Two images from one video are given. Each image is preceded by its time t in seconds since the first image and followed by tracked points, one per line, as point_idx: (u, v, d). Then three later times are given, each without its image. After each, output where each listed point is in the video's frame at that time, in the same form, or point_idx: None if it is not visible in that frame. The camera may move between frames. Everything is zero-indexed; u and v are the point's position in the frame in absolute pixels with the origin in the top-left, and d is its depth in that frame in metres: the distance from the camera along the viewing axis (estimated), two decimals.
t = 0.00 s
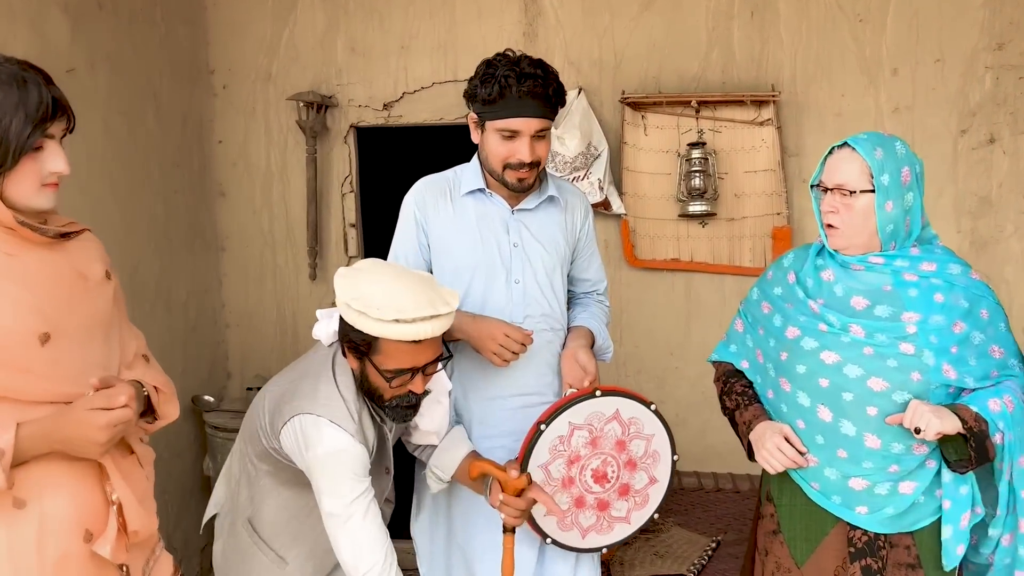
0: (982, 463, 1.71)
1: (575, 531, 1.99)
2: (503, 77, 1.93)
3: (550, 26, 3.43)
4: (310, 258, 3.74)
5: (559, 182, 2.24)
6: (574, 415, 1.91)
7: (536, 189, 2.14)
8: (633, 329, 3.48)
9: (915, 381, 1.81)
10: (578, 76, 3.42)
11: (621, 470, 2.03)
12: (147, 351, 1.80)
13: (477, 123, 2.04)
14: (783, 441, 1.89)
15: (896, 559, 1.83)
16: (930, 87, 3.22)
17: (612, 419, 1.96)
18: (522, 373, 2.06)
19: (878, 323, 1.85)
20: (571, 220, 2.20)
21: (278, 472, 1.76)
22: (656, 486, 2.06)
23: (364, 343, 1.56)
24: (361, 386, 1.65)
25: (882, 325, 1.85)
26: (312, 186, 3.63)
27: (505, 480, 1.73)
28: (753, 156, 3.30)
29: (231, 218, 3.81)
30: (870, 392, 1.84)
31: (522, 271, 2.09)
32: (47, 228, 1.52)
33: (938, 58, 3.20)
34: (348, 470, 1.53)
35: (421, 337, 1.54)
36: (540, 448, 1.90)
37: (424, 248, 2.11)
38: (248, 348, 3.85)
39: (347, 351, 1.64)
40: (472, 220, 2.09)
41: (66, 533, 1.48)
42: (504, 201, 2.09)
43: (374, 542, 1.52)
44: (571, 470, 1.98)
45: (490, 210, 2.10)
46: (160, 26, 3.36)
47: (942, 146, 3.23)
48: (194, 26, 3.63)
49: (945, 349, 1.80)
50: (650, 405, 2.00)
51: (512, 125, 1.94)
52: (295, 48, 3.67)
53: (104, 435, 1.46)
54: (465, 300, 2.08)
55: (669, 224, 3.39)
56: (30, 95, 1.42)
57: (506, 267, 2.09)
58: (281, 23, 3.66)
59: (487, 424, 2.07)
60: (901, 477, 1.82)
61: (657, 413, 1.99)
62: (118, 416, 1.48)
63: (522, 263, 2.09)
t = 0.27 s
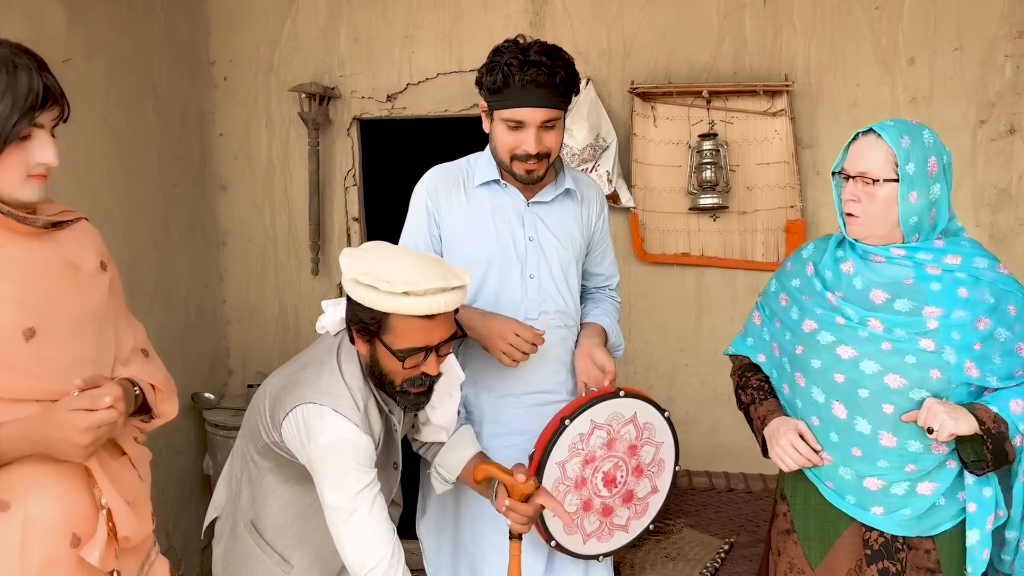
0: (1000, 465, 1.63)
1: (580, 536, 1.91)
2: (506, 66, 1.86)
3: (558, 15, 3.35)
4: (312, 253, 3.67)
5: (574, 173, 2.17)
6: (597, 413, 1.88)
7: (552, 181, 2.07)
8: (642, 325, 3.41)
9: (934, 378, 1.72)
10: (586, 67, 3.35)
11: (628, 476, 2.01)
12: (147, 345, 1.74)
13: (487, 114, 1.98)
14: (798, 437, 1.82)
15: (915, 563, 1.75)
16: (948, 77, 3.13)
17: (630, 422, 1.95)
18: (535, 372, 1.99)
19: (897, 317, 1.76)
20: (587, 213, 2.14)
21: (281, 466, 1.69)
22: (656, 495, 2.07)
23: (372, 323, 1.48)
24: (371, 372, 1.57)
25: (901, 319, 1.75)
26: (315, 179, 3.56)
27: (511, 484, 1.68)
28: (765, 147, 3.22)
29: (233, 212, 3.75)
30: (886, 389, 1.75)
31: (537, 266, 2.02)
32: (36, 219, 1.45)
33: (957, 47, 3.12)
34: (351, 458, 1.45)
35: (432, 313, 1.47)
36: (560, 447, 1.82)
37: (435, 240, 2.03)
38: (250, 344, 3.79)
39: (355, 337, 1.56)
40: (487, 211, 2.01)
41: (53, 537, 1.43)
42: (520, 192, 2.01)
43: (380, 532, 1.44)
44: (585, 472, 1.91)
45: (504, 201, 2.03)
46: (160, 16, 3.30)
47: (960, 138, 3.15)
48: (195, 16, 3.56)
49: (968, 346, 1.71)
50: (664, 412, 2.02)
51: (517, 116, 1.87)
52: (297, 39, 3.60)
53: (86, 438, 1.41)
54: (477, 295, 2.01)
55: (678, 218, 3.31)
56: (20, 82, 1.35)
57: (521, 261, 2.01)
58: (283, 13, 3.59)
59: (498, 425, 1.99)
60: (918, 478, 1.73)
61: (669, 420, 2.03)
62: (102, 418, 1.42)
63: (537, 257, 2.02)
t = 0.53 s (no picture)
0: None
1: (575, 537, 1.83)
2: (525, 55, 1.79)
3: (564, 6, 3.27)
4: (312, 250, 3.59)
5: (597, 168, 2.09)
6: (610, 414, 1.79)
7: (575, 177, 1.99)
8: (650, 324, 3.32)
9: (956, 381, 1.61)
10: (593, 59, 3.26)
11: (633, 482, 1.91)
12: (138, 343, 1.66)
13: (506, 106, 1.91)
14: (812, 439, 1.70)
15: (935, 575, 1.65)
16: (967, 68, 3.04)
17: (642, 427, 1.86)
18: (552, 375, 1.92)
19: (917, 316, 1.65)
20: (609, 210, 2.06)
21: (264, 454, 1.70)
22: (658, 506, 1.97)
23: (368, 288, 1.50)
24: (366, 342, 1.57)
25: (921, 318, 1.64)
26: (315, 175, 3.48)
27: (500, 484, 1.63)
28: (777, 141, 3.14)
29: (231, 208, 3.67)
30: (905, 391, 1.64)
31: (557, 265, 1.94)
32: (15, 211, 1.39)
33: (975, 38, 3.02)
34: (328, 431, 1.45)
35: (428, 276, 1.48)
36: (569, 444, 1.75)
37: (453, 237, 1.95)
38: (249, 343, 3.71)
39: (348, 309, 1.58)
40: (506, 207, 1.93)
41: (35, 549, 1.40)
42: (540, 188, 1.94)
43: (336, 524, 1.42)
44: (591, 474, 1.83)
45: (524, 196, 1.95)
46: (156, 8, 3.22)
47: (979, 131, 3.05)
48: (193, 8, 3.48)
49: (993, 348, 1.60)
50: (678, 420, 1.94)
51: (536, 107, 1.79)
52: (297, 32, 3.52)
53: (64, 450, 1.36)
54: (493, 295, 1.93)
55: (688, 214, 3.22)
56: None
57: (540, 260, 1.93)
58: (283, 5, 3.52)
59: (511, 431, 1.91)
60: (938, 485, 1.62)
61: (683, 429, 1.94)
62: (82, 429, 1.37)
63: (557, 256, 1.94)
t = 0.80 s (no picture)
0: None
1: (590, 545, 1.76)
2: (537, 48, 1.73)
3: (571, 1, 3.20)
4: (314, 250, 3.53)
5: (608, 164, 2.02)
6: (616, 411, 1.73)
7: (586, 173, 1.92)
8: (658, 326, 3.25)
9: (980, 385, 1.53)
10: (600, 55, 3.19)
11: (650, 485, 1.83)
12: (130, 345, 1.60)
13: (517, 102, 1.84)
14: (828, 446, 1.62)
15: None
16: (983, 64, 2.96)
17: (653, 426, 1.78)
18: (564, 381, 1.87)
19: (939, 317, 1.57)
20: (621, 208, 1.99)
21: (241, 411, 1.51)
22: (680, 510, 1.87)
23: (315, 185, 1.48)
24: (323, 255, 1.52)
25: (943, 319, 1.56)
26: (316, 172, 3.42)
27: (494, 484, 1.49)
28: (788, 138, 3.07)
29: (232, 208, 3.61)
30: (926, 396, 1.56)
31: (569, 265, 1.87)
32: None
33: (993, 32, 2.95)
34: (287, 346, 1.36)
35: (375, 163, 1.49)
36: (573, 442, 1.69)
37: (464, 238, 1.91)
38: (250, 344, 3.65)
39: (300, 220, 1.55)
40: (517, 207, 1.87)
41: (21, 562, 1.34)
42: (552, 185, 1.87)
43: (345, 525, 1.35)
44: (600, 476, 1.77)
45: (534, 194, 1.88)
46: (155, 2, 3.16)
47: (996, 128, 2.97)
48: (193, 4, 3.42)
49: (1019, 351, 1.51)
50: (692, 418, 1.84)
51: (549, 100, 1.72)
52: (298, 27, 3.46)
53: (52, 458, 1.30)
54: (504, 298, 1.87)
55: (698, 213, 3.15)
56: None
57: (552, 259, 1.87)
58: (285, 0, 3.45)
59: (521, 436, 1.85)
60: (960, 495, 1.53)
61: (698, 428, 1.84)
62: (72, 435, 1.31)
63: (569, 256, 1.87)
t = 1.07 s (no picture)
0: None
1: (598, 549, 1.72)
2: (531, 39, 1.71)
3: None
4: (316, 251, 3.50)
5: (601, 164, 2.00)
6: (623, 414, 1.70)
7: (577, 172, 1.90)
8: (665, 329, 3.22)
9: (1001, 388, 1.49)
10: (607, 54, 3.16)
11: (654, 486, 1.81)
12: (128, 345, 1.57)
13: (509, 97, 1.81)
14: (843, 451, 1.58)
15: None
16: (994, 63, 2.93)
17: (658, 427, 1.76)
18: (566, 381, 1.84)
19: (957, 319, 1.54)
20: (614, 205, 1.97)
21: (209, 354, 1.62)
22: (683, 510, 1.86)
23: (274, 139, 1.55)
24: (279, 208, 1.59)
25: (962, 321, 1.53)
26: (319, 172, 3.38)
27: (533, 355, 1.38)
28: (796, 138, 3.03)
29: (235, 208, 3.59)
30: (944, 398, 1.51)
31: (564, 264, 1.84)
32: None
33: (1004, 31, 2.91)
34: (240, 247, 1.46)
35: (334, 122, 1.57)
36: (582, 447, 1.65)
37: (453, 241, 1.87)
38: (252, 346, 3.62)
39: (257, 176, 1.61)
40: (510, 206, 1.84)
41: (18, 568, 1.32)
42: (543, 181, 1.84)
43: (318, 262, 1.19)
44: (607, 480, 1.73)
45: (529, 193, 1.86)
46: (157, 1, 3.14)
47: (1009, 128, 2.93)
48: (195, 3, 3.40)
49: None
50: (696, 417, 1.82)
51: (543, 90, 1.70)
52: (302, 26, 3.44)
53: (52, 462, 1.27)
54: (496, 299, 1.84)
55: (705, 214, 3.12)
56: None
57: (546, 259, 1.84)
58: None
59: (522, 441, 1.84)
60: (978, 501, 1.49)
61: (701, 427, 1.83)
62: (71, 440, 1.27)
63: (563, 255, 1.84)
